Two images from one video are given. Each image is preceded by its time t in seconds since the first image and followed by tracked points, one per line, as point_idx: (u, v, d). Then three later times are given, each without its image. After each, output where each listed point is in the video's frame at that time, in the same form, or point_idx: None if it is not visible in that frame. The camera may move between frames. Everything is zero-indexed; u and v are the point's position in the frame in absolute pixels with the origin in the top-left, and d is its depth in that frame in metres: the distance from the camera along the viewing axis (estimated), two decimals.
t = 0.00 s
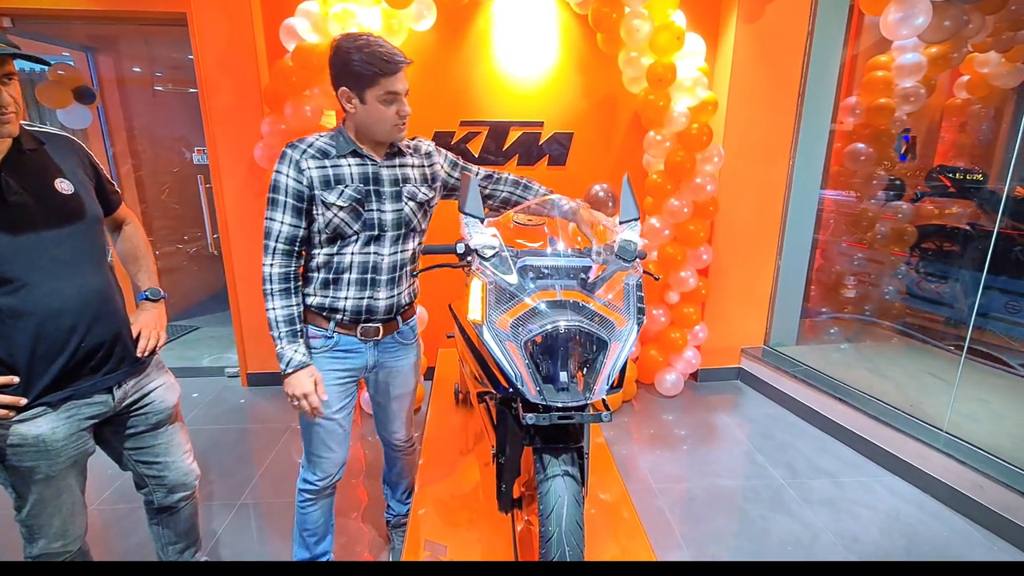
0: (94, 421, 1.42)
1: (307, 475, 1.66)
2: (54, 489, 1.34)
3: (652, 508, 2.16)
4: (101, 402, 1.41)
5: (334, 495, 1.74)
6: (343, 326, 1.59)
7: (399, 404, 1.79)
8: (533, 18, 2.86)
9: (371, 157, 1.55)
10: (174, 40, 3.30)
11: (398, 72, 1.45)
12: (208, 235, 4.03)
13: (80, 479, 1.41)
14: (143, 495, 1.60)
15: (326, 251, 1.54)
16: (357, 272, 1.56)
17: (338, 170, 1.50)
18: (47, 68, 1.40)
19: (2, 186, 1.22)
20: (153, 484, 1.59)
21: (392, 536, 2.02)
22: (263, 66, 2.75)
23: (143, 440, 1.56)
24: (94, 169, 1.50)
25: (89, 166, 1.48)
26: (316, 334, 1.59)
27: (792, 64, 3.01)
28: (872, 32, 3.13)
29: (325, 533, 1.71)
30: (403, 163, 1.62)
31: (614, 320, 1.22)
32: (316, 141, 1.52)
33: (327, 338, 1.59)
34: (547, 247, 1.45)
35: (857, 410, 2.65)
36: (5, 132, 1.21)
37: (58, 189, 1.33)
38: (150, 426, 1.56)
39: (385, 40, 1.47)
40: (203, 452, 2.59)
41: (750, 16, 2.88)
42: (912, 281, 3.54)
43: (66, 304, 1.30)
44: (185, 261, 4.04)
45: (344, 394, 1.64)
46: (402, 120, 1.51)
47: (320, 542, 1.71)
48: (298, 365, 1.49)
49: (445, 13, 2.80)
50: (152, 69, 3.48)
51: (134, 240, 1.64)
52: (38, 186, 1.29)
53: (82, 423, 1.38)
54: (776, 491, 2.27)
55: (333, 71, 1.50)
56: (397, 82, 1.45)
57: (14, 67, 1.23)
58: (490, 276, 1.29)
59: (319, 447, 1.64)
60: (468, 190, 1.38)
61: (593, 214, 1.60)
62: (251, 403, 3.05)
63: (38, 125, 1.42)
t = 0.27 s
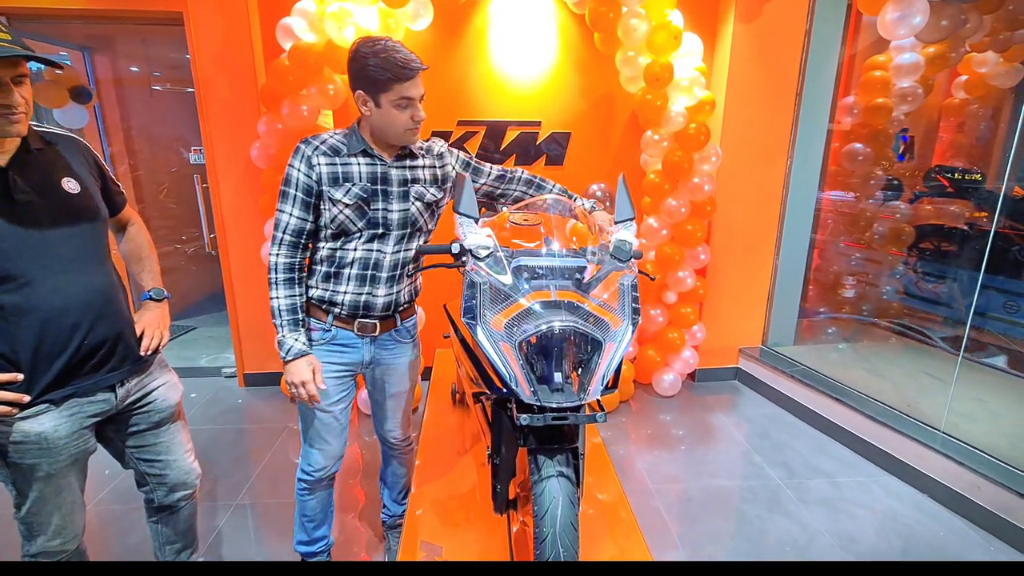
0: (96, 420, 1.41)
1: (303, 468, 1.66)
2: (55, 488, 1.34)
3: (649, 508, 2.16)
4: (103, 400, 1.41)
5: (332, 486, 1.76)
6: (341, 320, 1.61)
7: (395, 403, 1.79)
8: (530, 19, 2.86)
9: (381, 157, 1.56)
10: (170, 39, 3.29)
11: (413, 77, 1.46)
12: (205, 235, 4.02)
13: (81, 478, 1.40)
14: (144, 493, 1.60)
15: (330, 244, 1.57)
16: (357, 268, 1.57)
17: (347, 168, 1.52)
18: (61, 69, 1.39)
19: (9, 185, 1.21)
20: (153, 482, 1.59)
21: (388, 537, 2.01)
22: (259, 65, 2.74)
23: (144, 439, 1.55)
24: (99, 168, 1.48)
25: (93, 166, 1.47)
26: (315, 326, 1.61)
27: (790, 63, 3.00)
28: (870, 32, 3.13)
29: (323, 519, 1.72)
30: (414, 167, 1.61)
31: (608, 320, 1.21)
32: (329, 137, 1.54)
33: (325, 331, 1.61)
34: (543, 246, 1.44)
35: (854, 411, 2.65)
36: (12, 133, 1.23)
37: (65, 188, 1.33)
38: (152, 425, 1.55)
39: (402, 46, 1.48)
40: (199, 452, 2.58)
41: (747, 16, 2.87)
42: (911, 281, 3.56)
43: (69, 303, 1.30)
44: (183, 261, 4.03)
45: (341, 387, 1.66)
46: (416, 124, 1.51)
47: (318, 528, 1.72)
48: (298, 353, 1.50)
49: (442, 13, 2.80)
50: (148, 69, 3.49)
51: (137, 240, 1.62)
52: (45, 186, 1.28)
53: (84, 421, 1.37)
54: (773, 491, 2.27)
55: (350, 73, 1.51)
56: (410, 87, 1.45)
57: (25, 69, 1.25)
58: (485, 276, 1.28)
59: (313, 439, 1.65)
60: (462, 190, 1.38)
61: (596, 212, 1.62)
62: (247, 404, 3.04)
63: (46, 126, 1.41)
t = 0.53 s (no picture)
0: (108, 416, 1.41)
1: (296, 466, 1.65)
2: (63, 483, 1.32)
3: (646, 508, 2.16)
4: (115, 396, 1.40)
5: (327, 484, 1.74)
6: (337, 318, 1.60)
7: (390, 403, 1.78)
8: (528, 18, 2.85)
9: (380, 157, 1.56)
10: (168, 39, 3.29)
11: (409, 76, 1.44)
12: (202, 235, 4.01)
13: (89, 474, 1.39)
14: (146, 489, 1.58)
15: (328, 244, 1.57)
16: (354, 267, 1.57)
17: (346, 168, 1.52)
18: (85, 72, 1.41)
19: (29, 181, 1.22)
20: (158, 477, 1.58)
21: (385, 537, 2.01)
22: (256, 65, 2.74)
23: (150, 433, 1.54)
24: (113, 169, 1.49)
25: (108, 166, 1.48)
26: (310, 325, 1.60)
27: (788, 63, 3.00)
28: (868, 31, 3.13)
29: (319, 518, 1.70)
30: (413, 166, 1.61)
31: (604, 321, 1.21)
32: (328, 138, 1.55)
33: (320, 329, 1.60)
34: (539, 247, 1.43)
35: (853, 411, 2.64)
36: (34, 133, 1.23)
37: (81, 187, 1.34)
38: (159, 421, 1.54)
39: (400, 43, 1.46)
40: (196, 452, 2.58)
41: (745, 15, 2.87)
42: (910, 280, 3.53)
43: (83, 298, 1.30)
44: (182, 261, 4.03)
45: (332, 387, 1.64)
46: (413, 123, 1.50)
47: (313, 527, 1.70)
48: (280, 355, 1.50)
49: (440, 13, 2.80)
50: (148, 69, 3.45)
51: (149, 240, 1.63)
52: (63, 184, 1.29)
53: (96, 417, 1.37)
54: (771, 492, 2.27)
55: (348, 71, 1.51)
56: (408, 86, 1.44)
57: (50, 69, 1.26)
58: (480, 276, 1.28)
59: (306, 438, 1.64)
60: (458, 190, 1.37)
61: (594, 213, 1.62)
62: (245, 404, 3.03)
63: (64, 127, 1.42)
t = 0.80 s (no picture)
0: (122, 410, 1.41)
1: (299, 464, 1.64)
2: (77, 476, 1.33)
3: (644, 509, 2.15)
4: (130, 390, 1.40)
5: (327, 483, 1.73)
6: (340, 315, 1.60)
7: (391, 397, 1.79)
8: (525, 18, 2.85)
9: (373, 155, 1.58)
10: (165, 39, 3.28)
11: (390, 68, 1.44)
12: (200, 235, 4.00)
13: (101, 466, 1.40)
14: (143, 483, 1.58)
15: (327, 243, 1.57)
16: (356, 264, 1.57)
17: (340, 166, 1.53)
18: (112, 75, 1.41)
19: (54, 179, 1.23)
20: (156, 473, 1.56)
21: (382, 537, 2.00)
22: (253, 64, 2.74)
23: (154, 427, 1.54)
24: (131, 168, 1.49)
25: (126, 166, 1.48)
26: (314, 322, 1.60)
27: (787, 62, 2.99)
28: (867, 31, 3.12)
29: (318, 518, 1.70)
30: (404, 161, 1.64)
31: (599, 321, 1.20)
32: (320, 137, 1.55)
33: (324, 326, 1.60)
34: (534, 246, 1.43)
35: (852, 411, 2.63)
36: (65, 133, 1.23)
37: (103, 186, 1.34)
38: (165, 414, 1.54)
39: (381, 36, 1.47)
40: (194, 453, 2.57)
41: (744, 14, 2.86)
42: (909, 280, 3.51)
43: (103, 293, 1.31)
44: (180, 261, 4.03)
45: (339, 383, 1.65)
46: (397, 116, 1.50)
47: (313, 527, 1.69)
48: (293, 355, 1.49)
49: (436, 12, 2.79)
50: (147, 69, 3.44)
51: (163, 237, 1.62)
52: (86, 182, 1.30)
53: (111, 410, 1.37)
54: (770, 493, 2.26)
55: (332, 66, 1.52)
56: (388, 77, 1.44)
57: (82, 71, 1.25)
58: (474, 276, 1.27)
59: (311, 434, 1.64)
60: (453, 190, 1.37)
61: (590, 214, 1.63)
62: (243, 405, 3.03)
63: (88, 128, 1.43)
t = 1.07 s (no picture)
0: (135, 404, 1.41)
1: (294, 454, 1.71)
2: (90, 472, 1.32)
3: (643, 510, 2.15)
4: (142, 385, 1.40)
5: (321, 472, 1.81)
6: (332, 312, 1.61)
7: (385, 394, 1.78)
8: (524, 18, 2.84)
9: (363, 155, 1.59)
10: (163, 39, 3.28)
11: (379, 73, 1.45)
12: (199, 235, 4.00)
13: (115, 463, 1.39)
14: (137, 477, 1.57)
15: (319, 242, 1.58)
16: (347, 263, 1.59)
17: (332, 167, 1.55)
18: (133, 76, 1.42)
19: (75, 178, 1.24)
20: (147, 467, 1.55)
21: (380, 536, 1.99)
22: (251, 65, 2.73)
23: (155, 423, 1.53)
24: (146, 169, 1.50)
25: (142, 167, 1.49)
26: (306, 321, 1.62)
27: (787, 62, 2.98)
28: (867, 30, 3.11)
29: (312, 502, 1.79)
30: (395, 162, 1.65)
31: (597, 322, 1.19)
32: (311, 138, 1.57)
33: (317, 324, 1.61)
34: (531, 246, 1.43)
35: (853, 412, 2.62)
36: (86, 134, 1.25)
37: (121, 185, 1.35)
38: (171, 410, 1.53)
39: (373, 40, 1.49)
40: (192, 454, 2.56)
41: (744, 13, 2.86)
42: (910, 280, 3.50)
43: (120, 289, 1.31)
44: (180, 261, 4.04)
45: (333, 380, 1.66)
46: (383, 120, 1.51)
47: (306, 510, 1.79)
48: (305, 348, 1.51)
49: (435, 12, 2.79)
50: (147, 70, 3.45)
51: (175, 236, 1.62)
52: (104, 180, 1.31)
53: (125, 405, 1.37)
54: (770, 494, 2.25)
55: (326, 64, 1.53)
56: (376, 82, 1.46)
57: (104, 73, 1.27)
58: (470, 277, 1.27)
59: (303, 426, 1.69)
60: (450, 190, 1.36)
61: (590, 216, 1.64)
62: (241, 405, 3.02)
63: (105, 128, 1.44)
